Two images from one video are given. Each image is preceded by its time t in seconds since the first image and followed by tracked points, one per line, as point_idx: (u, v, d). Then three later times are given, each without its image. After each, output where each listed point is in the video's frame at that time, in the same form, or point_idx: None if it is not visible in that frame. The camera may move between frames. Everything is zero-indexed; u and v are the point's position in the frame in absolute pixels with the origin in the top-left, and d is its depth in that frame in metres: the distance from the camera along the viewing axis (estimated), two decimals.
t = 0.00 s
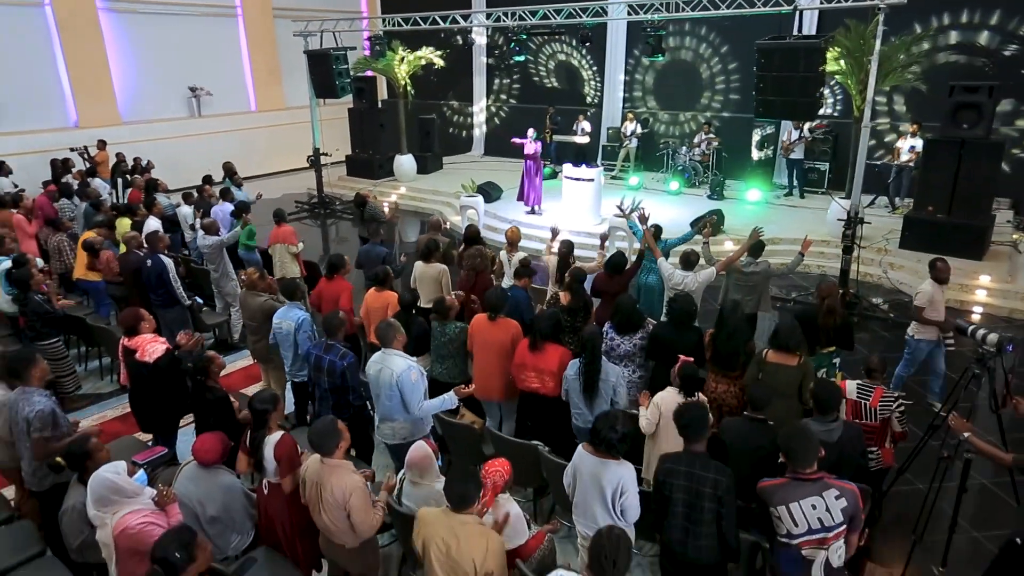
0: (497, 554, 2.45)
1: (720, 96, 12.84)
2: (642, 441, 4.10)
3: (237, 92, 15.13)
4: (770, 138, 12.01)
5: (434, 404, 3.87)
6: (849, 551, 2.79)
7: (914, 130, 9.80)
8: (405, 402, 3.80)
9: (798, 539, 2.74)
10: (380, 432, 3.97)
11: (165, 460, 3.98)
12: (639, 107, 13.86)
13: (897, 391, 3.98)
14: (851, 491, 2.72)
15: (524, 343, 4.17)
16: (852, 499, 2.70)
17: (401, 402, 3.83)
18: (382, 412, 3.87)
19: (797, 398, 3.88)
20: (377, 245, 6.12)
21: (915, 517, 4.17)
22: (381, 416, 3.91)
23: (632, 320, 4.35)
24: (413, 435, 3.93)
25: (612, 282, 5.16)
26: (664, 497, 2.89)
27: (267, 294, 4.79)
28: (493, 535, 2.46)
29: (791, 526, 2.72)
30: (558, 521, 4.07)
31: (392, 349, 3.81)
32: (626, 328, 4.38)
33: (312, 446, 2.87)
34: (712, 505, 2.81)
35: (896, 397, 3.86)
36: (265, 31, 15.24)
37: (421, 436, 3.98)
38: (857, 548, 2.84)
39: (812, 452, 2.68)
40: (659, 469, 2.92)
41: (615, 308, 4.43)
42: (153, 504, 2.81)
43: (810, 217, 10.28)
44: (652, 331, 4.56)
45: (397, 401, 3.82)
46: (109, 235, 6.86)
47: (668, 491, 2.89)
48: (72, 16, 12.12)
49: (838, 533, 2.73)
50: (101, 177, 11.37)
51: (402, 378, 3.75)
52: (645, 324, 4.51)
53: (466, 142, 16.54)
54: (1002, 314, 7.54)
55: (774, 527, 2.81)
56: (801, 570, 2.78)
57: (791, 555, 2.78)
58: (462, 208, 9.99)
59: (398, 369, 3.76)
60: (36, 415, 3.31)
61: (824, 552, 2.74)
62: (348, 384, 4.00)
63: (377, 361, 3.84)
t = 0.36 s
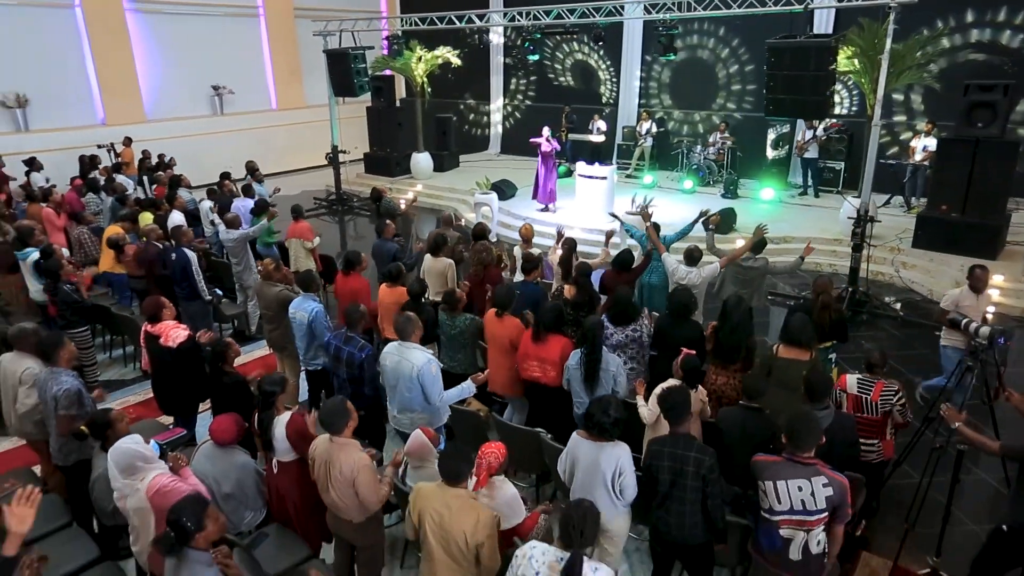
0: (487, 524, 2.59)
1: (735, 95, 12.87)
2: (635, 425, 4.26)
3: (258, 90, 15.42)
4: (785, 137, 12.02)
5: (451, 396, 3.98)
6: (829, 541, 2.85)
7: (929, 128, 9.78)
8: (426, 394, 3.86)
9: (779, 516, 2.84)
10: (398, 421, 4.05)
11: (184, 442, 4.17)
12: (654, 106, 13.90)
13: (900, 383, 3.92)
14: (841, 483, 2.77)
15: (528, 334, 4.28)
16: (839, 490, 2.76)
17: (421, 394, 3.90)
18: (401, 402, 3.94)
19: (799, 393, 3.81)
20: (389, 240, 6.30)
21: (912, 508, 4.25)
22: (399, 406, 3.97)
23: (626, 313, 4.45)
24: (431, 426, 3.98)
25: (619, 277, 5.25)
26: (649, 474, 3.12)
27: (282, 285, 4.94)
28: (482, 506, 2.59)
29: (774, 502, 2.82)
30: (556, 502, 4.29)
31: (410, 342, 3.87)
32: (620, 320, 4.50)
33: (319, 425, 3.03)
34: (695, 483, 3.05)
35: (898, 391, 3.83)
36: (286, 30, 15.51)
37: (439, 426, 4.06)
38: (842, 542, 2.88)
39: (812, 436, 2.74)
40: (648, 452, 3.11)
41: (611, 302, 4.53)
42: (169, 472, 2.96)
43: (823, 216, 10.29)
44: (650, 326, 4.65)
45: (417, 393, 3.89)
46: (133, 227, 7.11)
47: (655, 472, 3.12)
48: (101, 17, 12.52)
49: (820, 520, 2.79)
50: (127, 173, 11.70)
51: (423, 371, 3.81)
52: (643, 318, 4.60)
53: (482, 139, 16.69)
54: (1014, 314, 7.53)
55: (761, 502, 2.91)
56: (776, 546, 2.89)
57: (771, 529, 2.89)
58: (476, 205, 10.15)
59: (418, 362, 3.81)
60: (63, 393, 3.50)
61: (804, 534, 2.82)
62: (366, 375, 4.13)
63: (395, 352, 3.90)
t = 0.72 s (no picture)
0: (469, 488, 2.70)
1: (752, 93, 12.87)
2: (637, 412, 4.36)
3: (280, 88, 15.71)
4: (801, 136, 12.00)
5: (466, 380, 4.09)
6: (817, 528, 2.92)
7: (942, 127, 9.77)
8: (442, 379, 3.95)
9: (771, 492, 2.96)
10: (410, 404, 4.14)
11: (203, 422, 4.36)
12: (670, 104, 13.94)
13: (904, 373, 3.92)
14: (837, 473, 2.83)
15: (532, 323, 4.41)
16: (833, 479, 2.82)
17: (437, 379, 3.98)
18: (416, 386, 4.02)
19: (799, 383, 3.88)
20: (403, 233, 6.45)
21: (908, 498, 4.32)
22: (412, 390, 4.06)
23: (624, 302, 4.52)
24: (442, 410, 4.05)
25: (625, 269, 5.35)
26: (643, 453, 3.22)
27: (297, 273, 5.12)
28: (466, 473, 2.70)
29: (767, 478, 2.95)
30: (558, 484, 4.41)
31: (427, 330, 3.98)
32: (619, 309, 4.56)
33: (325, 401, 3.20)
34: (690, 462, 3.14)
35: (901, 382, 3.82)
36: (307, 29, 15.78)
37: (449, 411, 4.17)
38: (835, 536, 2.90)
39: (823, 424, 2.82)
40: (645, 432, 3.21)
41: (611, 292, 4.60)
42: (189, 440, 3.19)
43: (838, 215, 10.28)
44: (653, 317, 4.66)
45: (433, 378, 3.97)
46: (157, 219, 7.34)
47: (651, 451, 3.21)
48: (128, 16, 12.87)
49: (808, 504, 2.88)
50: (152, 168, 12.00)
51: (440, 358, 3.90)
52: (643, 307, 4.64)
53: (500, 138, 16.82)
54: None
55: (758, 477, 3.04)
56: (765, 520, 3.02)
57: (763, 504, 3.02)
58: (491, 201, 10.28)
59: (437, 350, 3.91)
60: (89, 371, 3.71)
61: (792, 514, 2.93)
62: (382, 358, 4.32)
63: (411, 339, 4.00)
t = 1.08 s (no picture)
0: (456, 460, 2.88)
1: (768, 92, 12.86)
2: (641, 397, 4.44)
3: (301, 86, 16.00)
4: (817, 133, 11.98)
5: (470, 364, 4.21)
6: (813, 511, 2.81)
7: (955, 123, 9.77)
8: (448, 362, 4.09)
9: (769, 472, 2.85)
10: (417, 385, 4.26)
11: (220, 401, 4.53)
12: (687, 101, 13.98)
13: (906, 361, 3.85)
14: (836, 457, 2.71)
15: (541, 309, 4.54)
16: (830, 463, 2.71)
17: (443, 362, 4.12)
18: (423, 367, 4.16)
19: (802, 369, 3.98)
20: (417, 225, 6.61)
21: (910, 489, 4.36)
22: (419, 370, 4.19)
23: (637, 289, 4.66)
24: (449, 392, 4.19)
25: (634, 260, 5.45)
26: (647, 432, 3.30)
27: (313, 260, 5.29)
28: (453, 446, 2.89)
29: (766, 457, 2.83)
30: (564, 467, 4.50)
31: (435, 314, 4.15)
32: (632, 296, 4.68)
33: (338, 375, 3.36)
34: (692, 441, 3.22)
35: (903, 369, 3.76)
36: (328, 28, 16.04)
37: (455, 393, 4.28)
38: (829, 519, 2.81)
39: (829, 410, 2.68)
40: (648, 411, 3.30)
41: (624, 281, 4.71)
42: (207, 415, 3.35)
43: (852, 212, 10.25)
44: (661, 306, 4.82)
45: (439, 361, 4.10)
46: (180, 210, 7.57)
47: (654, 430, 3.29)
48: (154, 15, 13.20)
49: (804, 487, 2.77)
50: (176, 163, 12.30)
51: (446, 343, 4.05)
52: (654, 297, 4.78)
53: (517, 135, 16.96)
54: None
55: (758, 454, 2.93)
56: (761, 500, 2.91)
57: (759, 485, 2.91)
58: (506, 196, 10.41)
59: (443, 335, 4.06)
60: (113, 348, 3.91)
61: (787, 494, 2.83)
62: (393, 342, 4.47)
63: (420, 321, 4.16)
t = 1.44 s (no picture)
0: (453, 428, 3.09)
1: (785, 89, 12.84)
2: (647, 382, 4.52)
3: (320, 83, 16.26)
4: (834, 131, 11.95)
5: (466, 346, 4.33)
6: (813, 487, 2.80)
7: (972, 121, 9.72)
8: (443, 341, 4.22)
9: (768, 452, 2.81)
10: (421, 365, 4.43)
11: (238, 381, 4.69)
12: (703, 98, 14.00)
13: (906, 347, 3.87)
14: (831, 429, 2.73)
15: (548, 297, 4.65)
16: (827, 435, 2.72)
17: (439, 341, 4.25)
18: (422, 347, 4.31)
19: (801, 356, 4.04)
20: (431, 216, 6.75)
21: (912, 478, 4.40)
22: (420, 350, 4.35)
23: (651, 279, 4.73)
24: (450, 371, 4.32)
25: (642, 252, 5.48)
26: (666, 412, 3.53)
27: (328, 247, 5.44)
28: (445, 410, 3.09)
29: (764, 437, 2.79)
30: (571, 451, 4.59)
31: (434, 296, 4.28)
32: (647, 288, 4.75)
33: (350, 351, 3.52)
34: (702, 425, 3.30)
35: (904, 355, 3.78)
36: (348, 26, 16.27)
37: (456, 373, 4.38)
38: (829, 492, 2.82)
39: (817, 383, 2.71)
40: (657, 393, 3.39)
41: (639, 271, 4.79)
42: (222, 389, 3.50)
43: (866, 209, 10.23)
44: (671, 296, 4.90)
45: (435, 340, 4.25)
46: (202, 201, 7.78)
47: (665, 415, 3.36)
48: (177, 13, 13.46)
49: (804, 462, 2.76)
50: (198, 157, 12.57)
51: (441, 322, 4.20)
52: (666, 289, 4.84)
53: (533, 132, 17.08)
54: None
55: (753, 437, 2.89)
56: (763, 483, 2.86)
57: (759, 467, 2.86)
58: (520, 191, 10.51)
59: (438, 315, 4.21)
60: (136, 326, 4.09)
61: (788, 472, 2.80)
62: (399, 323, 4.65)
63: (419, 303, 4.30)
